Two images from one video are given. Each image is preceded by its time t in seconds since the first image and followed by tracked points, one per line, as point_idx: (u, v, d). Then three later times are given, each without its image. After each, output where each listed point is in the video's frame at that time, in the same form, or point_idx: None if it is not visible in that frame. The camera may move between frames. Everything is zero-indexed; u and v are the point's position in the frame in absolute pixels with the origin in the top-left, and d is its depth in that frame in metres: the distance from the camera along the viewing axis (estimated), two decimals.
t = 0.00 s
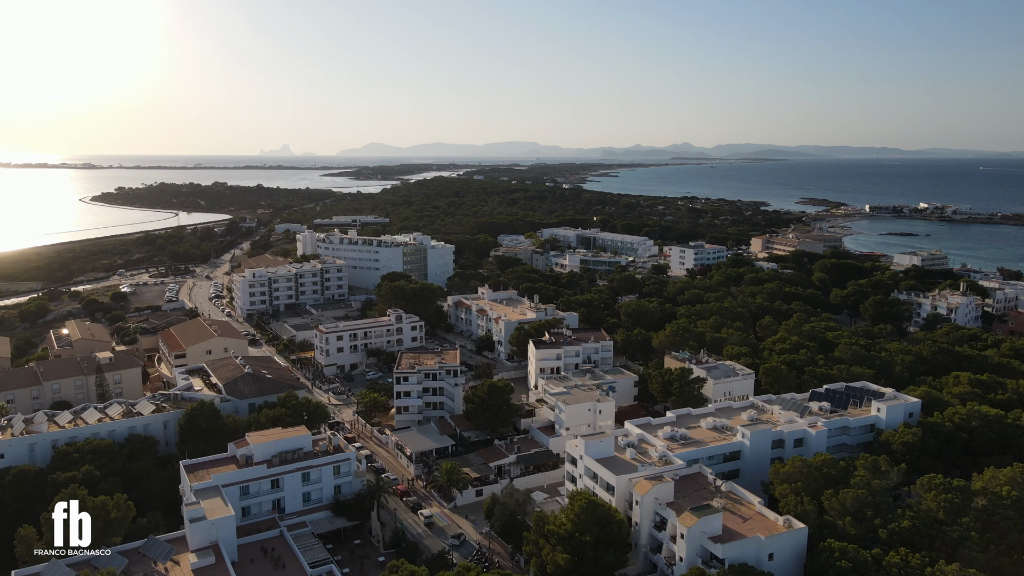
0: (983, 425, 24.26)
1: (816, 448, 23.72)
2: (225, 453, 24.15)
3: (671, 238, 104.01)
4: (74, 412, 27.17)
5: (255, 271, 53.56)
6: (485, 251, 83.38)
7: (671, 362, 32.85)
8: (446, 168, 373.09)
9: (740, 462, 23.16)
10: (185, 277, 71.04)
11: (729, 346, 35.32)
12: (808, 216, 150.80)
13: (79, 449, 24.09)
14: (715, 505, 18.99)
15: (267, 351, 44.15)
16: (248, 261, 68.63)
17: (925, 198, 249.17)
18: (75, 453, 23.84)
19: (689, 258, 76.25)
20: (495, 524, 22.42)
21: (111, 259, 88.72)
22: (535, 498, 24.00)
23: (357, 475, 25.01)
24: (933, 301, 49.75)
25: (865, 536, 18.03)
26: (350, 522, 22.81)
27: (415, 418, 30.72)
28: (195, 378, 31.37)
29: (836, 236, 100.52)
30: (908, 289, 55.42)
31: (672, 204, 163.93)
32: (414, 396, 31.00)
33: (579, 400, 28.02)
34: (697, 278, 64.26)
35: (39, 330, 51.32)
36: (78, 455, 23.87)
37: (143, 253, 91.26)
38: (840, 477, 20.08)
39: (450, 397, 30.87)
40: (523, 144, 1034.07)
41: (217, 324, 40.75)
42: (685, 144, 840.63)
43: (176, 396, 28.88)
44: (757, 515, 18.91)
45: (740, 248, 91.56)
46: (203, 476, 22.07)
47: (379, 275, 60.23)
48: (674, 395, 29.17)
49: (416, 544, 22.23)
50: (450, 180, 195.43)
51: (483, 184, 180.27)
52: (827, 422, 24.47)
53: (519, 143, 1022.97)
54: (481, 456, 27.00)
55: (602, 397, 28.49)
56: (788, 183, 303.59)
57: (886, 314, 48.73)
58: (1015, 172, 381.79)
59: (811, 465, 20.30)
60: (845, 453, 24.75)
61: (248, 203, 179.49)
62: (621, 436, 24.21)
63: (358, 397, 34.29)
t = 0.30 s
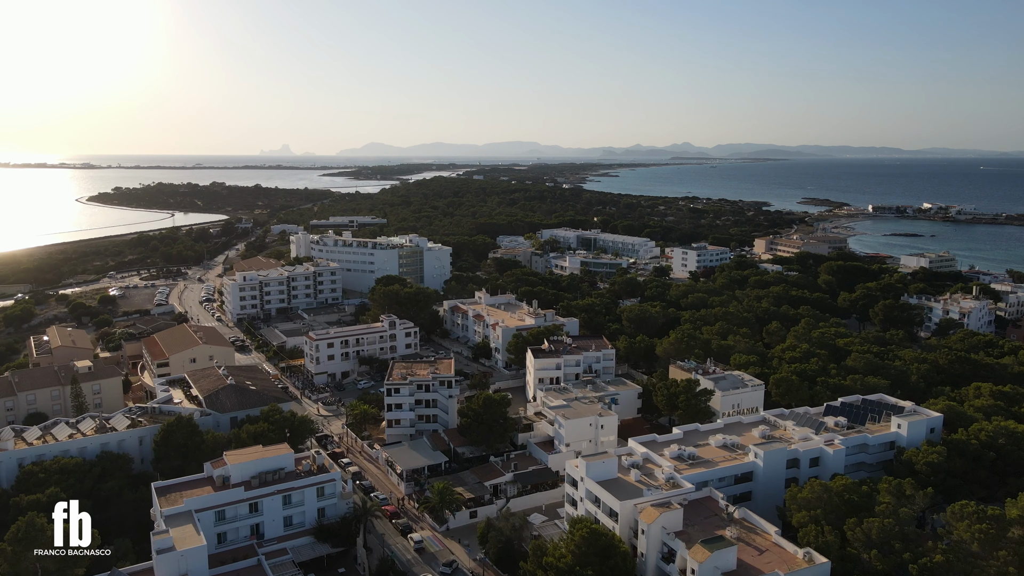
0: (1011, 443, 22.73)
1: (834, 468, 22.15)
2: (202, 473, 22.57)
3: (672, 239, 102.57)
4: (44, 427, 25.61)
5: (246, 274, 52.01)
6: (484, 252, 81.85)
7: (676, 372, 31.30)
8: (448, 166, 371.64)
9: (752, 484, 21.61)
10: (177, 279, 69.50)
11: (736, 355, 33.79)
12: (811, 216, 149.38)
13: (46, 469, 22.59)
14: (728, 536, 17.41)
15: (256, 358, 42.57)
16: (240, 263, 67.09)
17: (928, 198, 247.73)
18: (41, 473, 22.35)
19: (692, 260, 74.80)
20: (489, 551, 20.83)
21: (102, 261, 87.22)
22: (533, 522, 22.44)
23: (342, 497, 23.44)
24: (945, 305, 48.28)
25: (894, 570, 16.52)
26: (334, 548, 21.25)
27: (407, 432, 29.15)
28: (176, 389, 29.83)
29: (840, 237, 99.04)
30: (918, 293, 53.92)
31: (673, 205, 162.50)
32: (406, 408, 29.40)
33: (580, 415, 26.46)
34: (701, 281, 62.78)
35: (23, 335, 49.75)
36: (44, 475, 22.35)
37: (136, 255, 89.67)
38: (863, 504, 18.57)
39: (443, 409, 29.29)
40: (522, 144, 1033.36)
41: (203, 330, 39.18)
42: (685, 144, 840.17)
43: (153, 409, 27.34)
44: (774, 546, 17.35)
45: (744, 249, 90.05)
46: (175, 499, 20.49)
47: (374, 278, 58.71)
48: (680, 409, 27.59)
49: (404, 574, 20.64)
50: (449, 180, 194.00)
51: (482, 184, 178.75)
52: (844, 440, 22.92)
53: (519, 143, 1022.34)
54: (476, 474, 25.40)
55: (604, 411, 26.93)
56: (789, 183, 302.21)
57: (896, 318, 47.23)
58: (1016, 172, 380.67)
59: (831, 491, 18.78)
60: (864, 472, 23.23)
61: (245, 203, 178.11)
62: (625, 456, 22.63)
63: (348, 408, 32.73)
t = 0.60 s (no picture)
0: None
1: (854, 492, 20.56)
2: (175, 497, 20.97)
3: (674, 240, 101.06)
4: (11, 445, 24.04)
5: (236, 278, 50.44)
6: (482, 254, 80.27)
7: (682, 383, 29.71)
8: (447, 167, 370.06)
9: (766, 509, 20.05)
10: (168, 282, 67.89)
11: (744, 365, 32.21)
12: (814, 217, 147.83)
13: (7, 492, 20.98)
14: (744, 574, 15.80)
15: (245, 366, 41.01)
16: (233, 266, 65.57)
17: (930, 198, 246.20)
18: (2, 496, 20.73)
19: (695, 262, 73.27)
20: None
21: (93, 263, 85.54)
22: (531, 549, 20.89)
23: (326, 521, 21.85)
24: (958, 309, 46.70)
25: None
26: None
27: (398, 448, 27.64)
28: (154, 403, 28.27)
29: (844, 239, 97.54)
30: (929, 297, 52.37)
31: (674, 205, 161.00)
32: (396, 422, 27.84)
33: (581, 431, 24.89)
34: (704, 284, 61.25)
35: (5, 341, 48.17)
36: (5, 499, 20.73)
37: (128, 257, 88.21)
38: (890, 536, 17.02)
39: (436, 424, 27.74)
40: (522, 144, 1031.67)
41: (187, 337, 37.60)
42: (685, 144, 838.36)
43: (128, 424, 25.78)
44: None
45: (747, 251, 88.50)
46: (142, 528, 18.91)
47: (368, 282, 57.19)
48: (687, 425, 25.99)
49: None
50: (448, 180, 192.44)
51: (481, 184, 177.21)
52: (864, 461, 21.36)
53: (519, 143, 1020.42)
54: (470, 494, 23.82)
55: (606, 427, 25.37)
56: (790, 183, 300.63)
57: (908, 324, 45.66)
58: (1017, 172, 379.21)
59: (855, 521, 17.23)
60: (886, 493, 21.69)
61: (242, 204, 176.50)
62: (630, 478, 21.05)
63: (336, 421, 31.17)
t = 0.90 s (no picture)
0: None
1: (878, 519, 19.00)
2: (143, 524, 19.37)
3: (676, 241, 99.53)
4: None
5: (225, 281, 48.86)
6: (481, 256, 78.71)
7: (688, 396, 28.15)
8: (447, 167, 368.60)
9: (783, 538, 18.49)
10: (158, 285, 66.33)
11: (753, 375, 30.66)
12: (816, 217, 146.27)
13: None
14: None
15: (232, 375, 39.44)
16: (224, 268, 64.04)
17: (932, 198, 244.57)
18: None
19: (697, 264, 71.70)
20: None
21: (84, 265, 83.94)
22: None
23: (307, 549, 20.27)
24: (971, 314, 45.12)
25: None
26: None
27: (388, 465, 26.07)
28: (130, 418, 26.68)
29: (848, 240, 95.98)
30: (940, 301, 50.81)
31: (675, 205, 159.47)
32: (386, 439, 26.24)
33: (581, 448, 23.32)
34: (707, 287, 59.69)
35: None
36: None
37: (120, 259, 86.70)
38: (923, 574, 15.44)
39: (429, 439, 26.19)
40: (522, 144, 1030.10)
41: (170, 344, 36.01)
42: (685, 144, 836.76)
43: (100, 441, 24.19)
44: None
45: (750, 252, 86.93)
46: (104, 560, 17.32)
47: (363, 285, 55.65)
48: (694, 442, 24.42)
49: None
50: (446, 180, 190.86)
51: (481, 184, 175.74)
52: (888, 484, 19.80)
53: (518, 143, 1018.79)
54: (463, 518, 22.25)
55: (608, 444, 23.78)
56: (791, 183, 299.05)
57: (919, 330, 44.11)
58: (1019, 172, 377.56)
59: (884, 556, 15.67)
60: (909, 519, 20.15)
61: (239, 204, 174.99)
62: (635, 504, 19.48)
63: (324, 435, 29.61)
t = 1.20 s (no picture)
0: None
1: (906, 551, 17.40)
2: (104, 557, 17.79)
3: (677, 242, 97.97)
4: None
5: (213, 285, 47.28)
6: (479, 258, 77.21)
7: (695, 410, 26.58)
8: (446, 167, 367.46)
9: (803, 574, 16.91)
10: (148, 288, 64.82)
11: (763, 387, 29.13)
12: (819, 218, 144.68)
13: None
14: None
15: (219, 384, 37.85)
16: (216, 271, 62.47)
17: (935, 198, 242.97)
18: None
19: (700, 266, 70.15)
20: None
21: (75, 268, 82.43)
22: None
23: None
24: (986, 319, 43.56)
25: None
26: None
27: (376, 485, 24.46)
28: (103, 434, 25.13)
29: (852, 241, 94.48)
30: (952, 305, 49.26)
31: (676, 205, 157.91)
32: (374, 457, 24.64)
33: (582, 469, 21.71)
34: (711, 290, 58.14)
35: None
36: None
37: (111, 261, 85.13)
38: None
39: (419, 457, 24.61)
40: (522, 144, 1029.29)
41: (152, 353, 34.41)
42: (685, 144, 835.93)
43: (67, 461, 22.65)
44: None
45: (753, 254, 85.40)
46: None
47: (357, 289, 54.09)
48: (702, 462, 22.79)
49: None
50: (445, 180, 189.25)
51: (480, 184, 174.27)
52: (914, 512, 18.25)
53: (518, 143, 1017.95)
54: (455, 545, 20.65)
55: (611, 464, 22.19)
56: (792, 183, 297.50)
57: (932, 336, 42.54)
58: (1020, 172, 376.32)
59: None
60: (937, 549, 18.66)
61: (236, 204, 173.52)
62: (640, 535, 17.94)
63: (310, 450, 27.99)
